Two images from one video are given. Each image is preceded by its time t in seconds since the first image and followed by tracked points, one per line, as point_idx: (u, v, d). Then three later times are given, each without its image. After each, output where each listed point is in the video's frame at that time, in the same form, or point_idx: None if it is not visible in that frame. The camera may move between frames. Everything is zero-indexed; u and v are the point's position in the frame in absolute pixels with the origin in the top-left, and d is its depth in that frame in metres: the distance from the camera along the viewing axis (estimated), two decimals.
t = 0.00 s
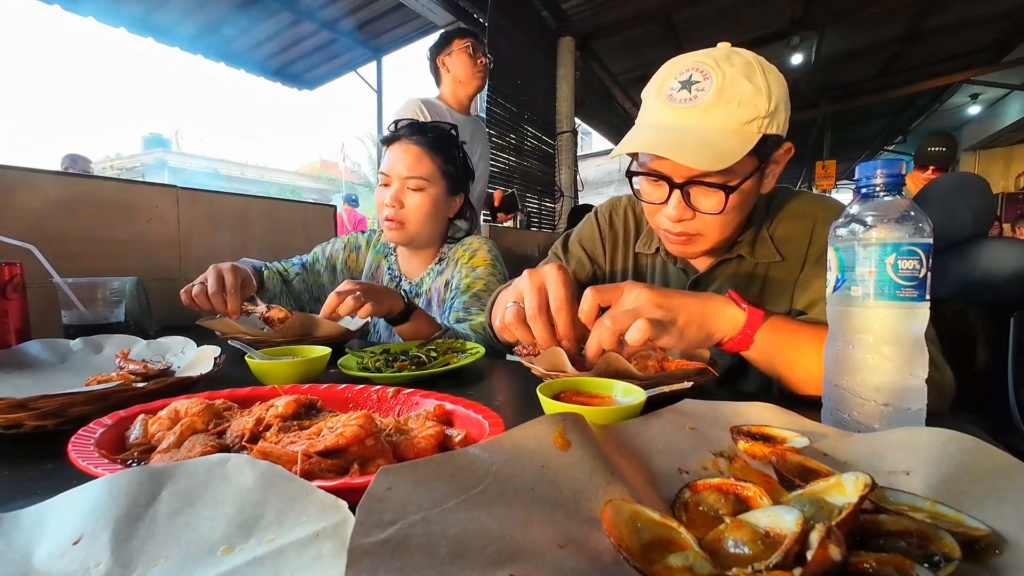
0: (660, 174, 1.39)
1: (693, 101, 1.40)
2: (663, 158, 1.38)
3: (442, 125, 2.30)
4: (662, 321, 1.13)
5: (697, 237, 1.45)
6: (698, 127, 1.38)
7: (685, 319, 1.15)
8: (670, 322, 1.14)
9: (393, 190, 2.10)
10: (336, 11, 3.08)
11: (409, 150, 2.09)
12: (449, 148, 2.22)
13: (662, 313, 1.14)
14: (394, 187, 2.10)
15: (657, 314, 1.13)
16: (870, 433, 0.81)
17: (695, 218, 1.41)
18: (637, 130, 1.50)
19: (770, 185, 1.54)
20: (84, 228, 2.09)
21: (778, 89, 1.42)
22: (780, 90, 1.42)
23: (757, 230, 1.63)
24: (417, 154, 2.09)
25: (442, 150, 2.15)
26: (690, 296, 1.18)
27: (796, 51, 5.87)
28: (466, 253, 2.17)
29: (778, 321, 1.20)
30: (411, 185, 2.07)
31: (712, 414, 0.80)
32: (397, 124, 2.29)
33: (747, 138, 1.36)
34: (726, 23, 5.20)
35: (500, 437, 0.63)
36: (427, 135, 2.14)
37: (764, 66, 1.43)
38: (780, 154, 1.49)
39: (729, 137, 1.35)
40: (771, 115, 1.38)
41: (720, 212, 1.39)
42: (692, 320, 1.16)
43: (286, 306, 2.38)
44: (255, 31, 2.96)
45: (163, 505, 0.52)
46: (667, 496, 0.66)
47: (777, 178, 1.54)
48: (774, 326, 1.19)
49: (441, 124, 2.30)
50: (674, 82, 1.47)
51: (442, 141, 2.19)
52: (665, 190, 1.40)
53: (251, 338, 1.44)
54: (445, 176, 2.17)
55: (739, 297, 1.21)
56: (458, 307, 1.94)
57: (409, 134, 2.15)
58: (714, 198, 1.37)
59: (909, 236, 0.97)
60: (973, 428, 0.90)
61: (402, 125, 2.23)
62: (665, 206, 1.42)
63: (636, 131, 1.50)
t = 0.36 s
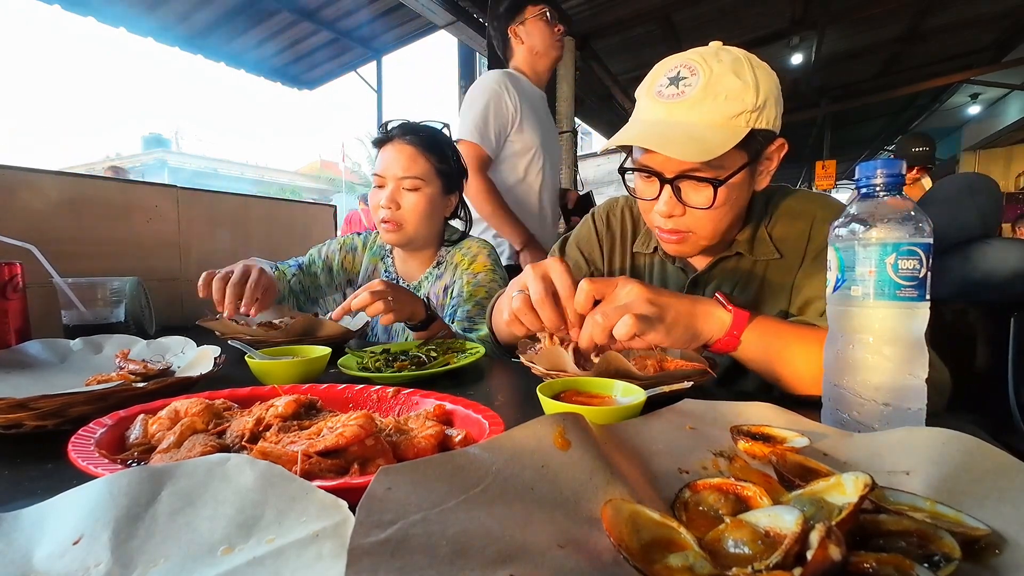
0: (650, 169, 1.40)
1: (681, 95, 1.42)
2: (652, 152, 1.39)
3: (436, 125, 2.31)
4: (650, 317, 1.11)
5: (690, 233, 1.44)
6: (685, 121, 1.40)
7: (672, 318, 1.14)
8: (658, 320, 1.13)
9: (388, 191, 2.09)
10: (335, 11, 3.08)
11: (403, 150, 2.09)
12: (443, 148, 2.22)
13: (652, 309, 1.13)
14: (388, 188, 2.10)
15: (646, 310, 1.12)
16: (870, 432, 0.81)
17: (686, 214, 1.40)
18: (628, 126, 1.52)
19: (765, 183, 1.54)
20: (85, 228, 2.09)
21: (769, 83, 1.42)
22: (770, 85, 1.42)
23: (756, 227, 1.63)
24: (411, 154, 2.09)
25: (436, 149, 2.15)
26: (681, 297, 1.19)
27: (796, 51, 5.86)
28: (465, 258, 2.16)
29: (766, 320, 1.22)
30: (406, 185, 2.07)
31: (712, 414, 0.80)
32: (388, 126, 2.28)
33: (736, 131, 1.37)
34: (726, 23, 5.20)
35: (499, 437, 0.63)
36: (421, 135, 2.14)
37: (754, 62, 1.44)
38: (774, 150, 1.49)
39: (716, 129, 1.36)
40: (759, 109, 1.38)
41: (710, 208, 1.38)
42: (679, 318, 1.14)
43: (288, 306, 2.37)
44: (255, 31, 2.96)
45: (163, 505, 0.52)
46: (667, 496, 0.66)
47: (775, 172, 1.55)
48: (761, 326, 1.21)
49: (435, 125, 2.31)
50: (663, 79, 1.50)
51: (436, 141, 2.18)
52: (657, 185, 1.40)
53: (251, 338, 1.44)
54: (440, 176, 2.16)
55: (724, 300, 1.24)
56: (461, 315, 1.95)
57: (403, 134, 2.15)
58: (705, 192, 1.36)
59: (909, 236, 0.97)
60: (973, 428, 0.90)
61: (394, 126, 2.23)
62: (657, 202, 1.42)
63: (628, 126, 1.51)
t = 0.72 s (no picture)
0: (642, 168, 1.40)
1: (671, 95, 1.43)
2: (644, 152, 1.38)
3: (431, 126, 2.30)
4: (660, 313, 1.09)
5: (686, 232, 1.44)
6: (675, 121, 1.40)
7: (682, 314, 1.12)
8: (667, 316, 1.10)
9: (383, 194, 2.09)
10: (336, 11, 3.08)
11: (398, 152, 2.09)
12: (438, 148, 2.22)
13: (661, 305, 1.11)
14: (383, 190, 2.09)
15: (655, 306, 1.10)
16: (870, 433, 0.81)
17: (680, 214, 1.40)
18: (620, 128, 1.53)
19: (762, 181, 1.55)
20: (85, 228, 2.09)
21: (759, 81, 1.41)
22: (759, 81, 1.41)
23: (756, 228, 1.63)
24: (405, 155, 2.09)
25: (430, 149, 2.15)
26: (691, 293, 1.16)
27: (796, 51, 5.89)
28: (465, 260, 2.17)
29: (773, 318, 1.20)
30: (401, 186, 2.07)
31: (712, 414, 0.80)
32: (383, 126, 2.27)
33: (726, 129, 1.36)
34: (726, 23, 5.20)
35: (499, 437, 0.63)
36: (415, 136, 2.15)
37: (744, 60, 1.43)
38: (769, 146, 1.48)
39: (706, 128, 1.35)
40: (749, 106, 1.38)
41: (704, 207, 1.38)
42: (689, 314, 1.12)
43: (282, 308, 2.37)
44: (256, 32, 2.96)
45: (163, 504, 0.52)
46: (667, 496, 0.66)
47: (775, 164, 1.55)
48: (767, 324, 1.19)
49: (430, 126, 2.30)
50: (654, 82, 1.51)
51: (430, 141, 2.18)
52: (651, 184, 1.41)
53: (251, 338, 1.44)
54: (435, 176, 2.16)
55: (732, 296, 1.21)
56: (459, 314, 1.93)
57: (398, 135, 2.15)
58: (698, 191, 1.36)
59: (909, 235, 0.97)
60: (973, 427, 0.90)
61: (388, 127, 2.23)
62: (652, 202, 1.43)
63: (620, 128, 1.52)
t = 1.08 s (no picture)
0: (639, 171, 1.41)
1: (665, 95, 1.42)
2: (639, 152, 1.40)
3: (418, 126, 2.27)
4: (666, 319, 1.08)
5: (683, 233, 1.44)
6: (670, 121, 1.40)
7: (687, 314, 1.12)
8: (673, 320, 1.10)
9: (372, 198, 2.07)
10: (336, 10, 3.08)
11: (384, 155, 2.06)
12: (426, 151, 2.20)
13: (666, 309, 1.10)
14: (372, 194, 2.07)
15: (660, 311, 1.09)
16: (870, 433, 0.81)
17: (677, 214, 1.40)
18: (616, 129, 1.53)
19: (759, 183, 1.55)
20: (85, 228, 2.09)
21: (754, 80, 1.42)
22: (755, 83, 1.42)
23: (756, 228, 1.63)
24: (393, 159, 2.06)
25: (418, 152, 2.13)
26: (690, 295, 1.17)
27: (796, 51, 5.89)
28: (456, 255, 2.18)
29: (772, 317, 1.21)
30: (389, 191, 2.04)
31: (712, 414, 0.80)
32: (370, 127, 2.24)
33: (721, 129, 1.36)
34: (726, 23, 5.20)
35: (499, 437, 0.63)
36: (403, 138, 2.12)
37: (739, 60, 1.44)
38: (765, 147, 1.49)
39: (699, 130, 1.35)
40: (744, 106, 1.38)
41: (701, 206, 1.38)
42: (693, 315, 1.13)
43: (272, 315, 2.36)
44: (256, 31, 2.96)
45: (163, 504, 0.52)
46: (667, 496, 0.66)
47: (772, 165, 1.55)
48: (766, 323, 1.20)
49: (418, 126, 2.27)
50: (650, 82, 1.51)
51: (418, 143, 2.16)
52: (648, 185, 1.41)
53: (251, 338, 1.43)
54: (425, 179, 2.15)
55: (729, 294, 1.22)
56: (455, 310, 1.94)
57: (385, 138, 2.12)
58: (694, 191, 1.36)
59: (909, 235, 0.97)
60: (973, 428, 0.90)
61: (375, 128, 2.20)
62: (648, 203, 1.43)
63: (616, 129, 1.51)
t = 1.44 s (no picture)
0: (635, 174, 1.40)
1: (659, 100, 1.43)
2: (634, 158, 1.38)
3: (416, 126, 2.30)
4: (668, 320, 1.10)
5: (680, 235, 1.44)
6: (664, 126, 1.40)
7: (691, 317, 1.12)
8: (676, 321, 1.11)
9: (370, 194, 2.08)
10: (337, 10, 3.09)
11: (382, 151, 2.09)
12: (423, 149, 2.21)
13: (670, 309, 1.11)
14: (370, 190, 2.08)
15: (663, 312, 1.10)
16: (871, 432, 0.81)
17: (674, 217, 1.40)
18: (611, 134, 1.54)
19: (757, 181, 1.54)
20: (85, 228, 2.09)
21: (747, 80, 1.42)
22: (748, 84, 1.42)
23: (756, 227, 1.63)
24: (391, 154, 2.07)
25: (416, 148, 2.15)
26: (699, 293, 1.16)
27: (796, 51, 5.91)
28: (454, 251, 2.18)
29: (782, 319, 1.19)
30: (387, 185, 2.05)
31: (712, 414, 0.80)
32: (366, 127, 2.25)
33: (714, 131, 1.37)
34: (726, 23, 5.21)
35: (499, 437, 0.63)
36: (400, 134, 2.14)
37: (731, 60, 1.44)
38: (762, 146, 1.48)
39: (695, 132, 1.36)
40: (738, 108, 1.39)
41: (697, 209, 1.38)
42: (697, 319, 1.12)
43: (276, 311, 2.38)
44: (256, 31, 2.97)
45: (163, 504, 0.52)
46: (667, 496, 0.66)
47: (771, 162, 1.55)
48: (777, 324, 1.18)
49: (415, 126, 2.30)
50: (642, 86, 1.51)
51: (415, 140, 2.18)
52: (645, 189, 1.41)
53: (251, 338, 1.43)
54: (422, 175, 2.15)
55: (739, 295, 1.21)
56: (455, 306, 1.95)
57: (383, 135, 2.14)
58: (690, 195, 1.37)
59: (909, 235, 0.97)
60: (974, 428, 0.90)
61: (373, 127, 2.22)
62: (645, 206, 1.43)
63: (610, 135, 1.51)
